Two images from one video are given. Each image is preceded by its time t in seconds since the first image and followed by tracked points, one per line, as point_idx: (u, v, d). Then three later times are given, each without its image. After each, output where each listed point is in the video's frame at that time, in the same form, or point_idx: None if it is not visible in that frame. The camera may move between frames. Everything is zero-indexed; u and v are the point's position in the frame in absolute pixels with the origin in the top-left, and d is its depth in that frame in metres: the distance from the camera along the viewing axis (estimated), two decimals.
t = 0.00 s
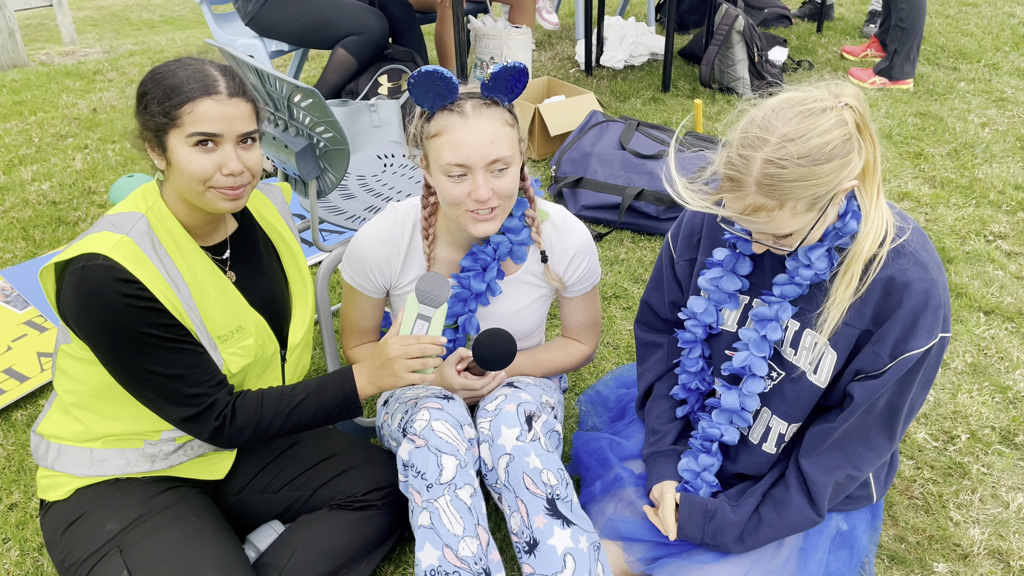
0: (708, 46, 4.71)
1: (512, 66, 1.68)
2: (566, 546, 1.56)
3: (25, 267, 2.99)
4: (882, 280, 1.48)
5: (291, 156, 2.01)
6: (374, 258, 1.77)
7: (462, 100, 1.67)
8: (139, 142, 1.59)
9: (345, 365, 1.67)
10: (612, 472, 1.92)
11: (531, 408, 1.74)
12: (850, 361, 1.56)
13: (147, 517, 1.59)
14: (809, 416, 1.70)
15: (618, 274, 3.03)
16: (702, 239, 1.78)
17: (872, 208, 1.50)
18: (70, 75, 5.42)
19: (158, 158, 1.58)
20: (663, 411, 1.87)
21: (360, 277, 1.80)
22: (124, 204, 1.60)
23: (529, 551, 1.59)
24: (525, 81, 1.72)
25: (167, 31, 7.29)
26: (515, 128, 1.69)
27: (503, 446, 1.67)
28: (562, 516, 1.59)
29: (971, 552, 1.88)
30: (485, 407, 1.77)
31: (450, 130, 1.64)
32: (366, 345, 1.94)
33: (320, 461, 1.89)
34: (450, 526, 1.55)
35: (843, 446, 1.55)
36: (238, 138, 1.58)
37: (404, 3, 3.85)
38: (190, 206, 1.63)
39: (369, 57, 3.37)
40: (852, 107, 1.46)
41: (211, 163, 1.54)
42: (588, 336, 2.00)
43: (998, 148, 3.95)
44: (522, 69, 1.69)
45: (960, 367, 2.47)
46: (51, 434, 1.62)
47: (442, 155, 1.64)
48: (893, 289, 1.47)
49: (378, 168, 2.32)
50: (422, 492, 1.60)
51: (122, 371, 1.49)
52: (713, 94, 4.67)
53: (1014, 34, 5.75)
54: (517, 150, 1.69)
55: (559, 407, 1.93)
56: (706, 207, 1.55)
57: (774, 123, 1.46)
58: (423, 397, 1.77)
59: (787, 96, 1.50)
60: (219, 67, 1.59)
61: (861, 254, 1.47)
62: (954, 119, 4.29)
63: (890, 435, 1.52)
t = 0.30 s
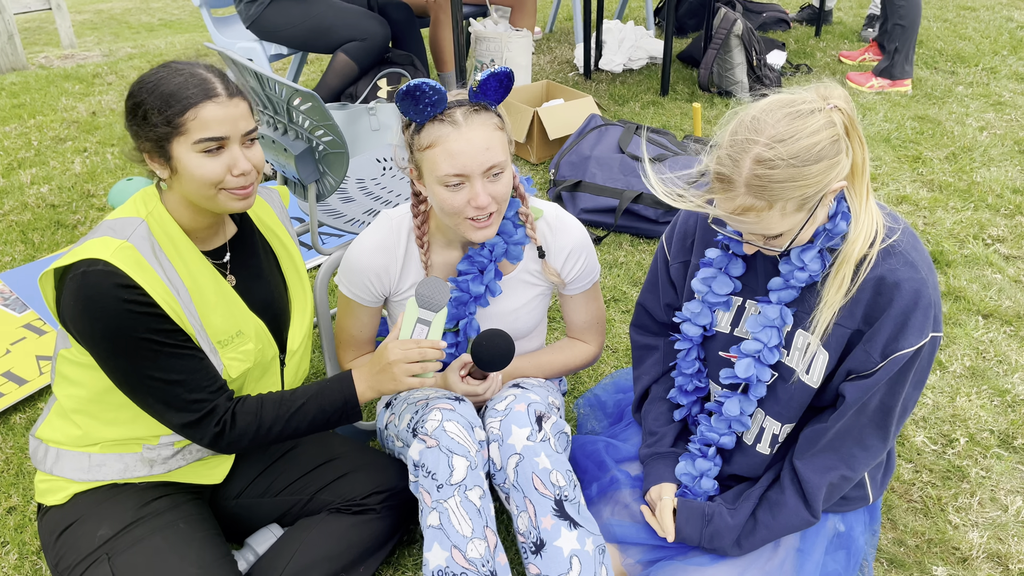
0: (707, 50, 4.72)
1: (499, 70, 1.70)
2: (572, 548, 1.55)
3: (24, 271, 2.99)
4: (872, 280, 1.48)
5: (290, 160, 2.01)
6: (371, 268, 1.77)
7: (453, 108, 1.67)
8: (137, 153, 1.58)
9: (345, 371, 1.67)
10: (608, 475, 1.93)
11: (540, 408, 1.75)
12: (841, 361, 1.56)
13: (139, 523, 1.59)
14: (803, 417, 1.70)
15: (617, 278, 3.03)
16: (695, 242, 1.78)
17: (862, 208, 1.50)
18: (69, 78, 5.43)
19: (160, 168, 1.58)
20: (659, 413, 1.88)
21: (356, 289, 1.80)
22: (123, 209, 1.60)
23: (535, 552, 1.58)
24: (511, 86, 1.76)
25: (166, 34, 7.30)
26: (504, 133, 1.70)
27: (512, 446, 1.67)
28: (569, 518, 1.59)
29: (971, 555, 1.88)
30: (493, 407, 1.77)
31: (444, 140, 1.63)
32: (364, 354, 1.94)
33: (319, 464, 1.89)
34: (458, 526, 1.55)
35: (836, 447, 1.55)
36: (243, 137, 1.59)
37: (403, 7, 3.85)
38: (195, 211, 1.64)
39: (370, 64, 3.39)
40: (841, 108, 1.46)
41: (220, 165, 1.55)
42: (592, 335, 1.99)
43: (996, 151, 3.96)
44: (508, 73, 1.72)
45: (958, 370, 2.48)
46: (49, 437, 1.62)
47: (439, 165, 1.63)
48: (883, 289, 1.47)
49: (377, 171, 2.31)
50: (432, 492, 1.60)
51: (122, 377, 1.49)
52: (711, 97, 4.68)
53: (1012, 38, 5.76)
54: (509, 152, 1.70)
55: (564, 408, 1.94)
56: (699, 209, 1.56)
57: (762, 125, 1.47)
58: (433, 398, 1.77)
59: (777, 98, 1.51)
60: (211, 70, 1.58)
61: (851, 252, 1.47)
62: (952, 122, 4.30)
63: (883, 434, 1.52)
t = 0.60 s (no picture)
0: (707, 55, 4.73)
1: (489, 82, 1.72)
2: (574, 552, 1.55)
3: (26, 275, 2.99)
4: (870, 282, 1.48)
5: (292, 164, 2.01)
6: (367, 280, 1.77)
7: (443, 121, 1.68)
8: (147, 167, 1.56)
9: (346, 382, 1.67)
10: (608, 479, 1.93)
11: (544, 411, 1.75)
12: (839, 363, 1.56)
13: (139, 526, 1.59)
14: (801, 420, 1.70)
15: (617, 282, 3.03)
16: (694, 245, 1.78)
17: (860, 211, 1.50)
18: (71, 84, 5.44)
19: (172, 183, 1.56)
20: (659, 417, 1.88)
21: (354, 302, 1.80)
22: (126, 217, 1.60)
23: (537, 555, 1.58)
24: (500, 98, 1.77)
25: (168, 39, 7.33)
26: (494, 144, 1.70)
27: (516, 449, 1.67)
28: (572, 521, 1.59)
29: (972, 560, 1.87)
30: (498, 409, 1.77)
31: (438, 154, 1.64)
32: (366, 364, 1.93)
33: (318, 469, 1.88)
34: (458, 531, 1.55)
35: (834, 449, 1.55)
36: (258, 151, 1.60)
37: (407, 11, 3.86)
38: (203, 220, 1.65)
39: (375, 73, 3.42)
40: (840, 112, 1.47)
41: (238, 180, 1.56)
42: (584, 339, 2.00)
43: (997, 155, 3.96)
44: (497, 85, 1.74)
45: (960, 375, 2.47)
46: (50, 442, 1.62)
47: (432, 180, 1.63)
48: (881, 291, 1.47)
49: (377, 175, 2.36)
50: (431, 496, 1.60)
51: (125, 386, 1.49)
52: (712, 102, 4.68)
53: (1013, 42, 5.77)
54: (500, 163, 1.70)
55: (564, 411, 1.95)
56: (692, 209, 1.57)
57: (762, 125, 1.47)
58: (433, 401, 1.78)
59: (777, 99, 1.51)
60: (220, 82, 1.57)
61: (850, 254, 1.47)
62: (952, 127, 4.30)
63: (880, 437, 1.51)
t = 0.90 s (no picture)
0: (708, 59, 4.74)
1: (487, 88, 1.73)
2: (574, 556, 1.55)
3: (28, 279, 3.00)
4: (876, 287, 1.48)
5: (293, 168, 2.01)
6: (363, 286, 1.78)
7: (443, 126, 1.67)
8: (155, 178, 1.57)
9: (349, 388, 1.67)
10: (610, 481, 1.93)
11: (542, 416, 1.75)
12: (844, 368, 1.56)
13: (149, 526, 1.59)
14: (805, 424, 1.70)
15: (619, 286, 3.04)
16: (699, 247, 1.78)
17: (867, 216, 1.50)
18: (74, 88, 5.46)
19: (179, 194, 1.57)
20: (662, 418, 1.88)
21: (353, 308, 1.81)
22: (132, 222, 1.61)
23: (537, 560, 1.58)
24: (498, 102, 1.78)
25: (170, 44, 7.36)
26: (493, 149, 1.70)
27: (514, 454, 1.67)
28: (571, 526, 1.59)
29: (974, 564, 1.87)
30: (495, 415, 1.78)
31: (439, 160, 1.63)
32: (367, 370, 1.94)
33: (320, 473, 1.88)
34: (455, 536, 1.55)
35: (839, 454, 1.55)
36: (265, 164, 1.60)
37: (411, 15, 3.87)
38: (210, 229, 1.65)
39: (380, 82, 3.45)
40: (852, 118, 1.47)
41: (246, 194, 1.57)
42: (590, 343, 2.00)
43: (998, 159, 3.97)
44: (495, 91, 1.75)
45: (962, 378, 2.47)
46: (54, 444, 1.62)
47: (434, 188, 1.63)
48: (887, 297, 1.47)
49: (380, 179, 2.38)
50: (428, 502, 1.60)
51: (130, 391, 1.49)
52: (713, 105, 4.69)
53: (1014, 46, 5.77)
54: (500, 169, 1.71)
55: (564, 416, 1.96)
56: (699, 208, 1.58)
57: (774, 128, 1.48)
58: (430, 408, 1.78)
59: (790, 102, 1.52)
60: (228, 94, 1.57)
61: (856, 260, 1.47)
62: (954, 131, 4.30)
63: (883, 442, 1.51)
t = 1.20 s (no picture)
0: (708, 63, 4.75)
1: (495, 94, 1.73)
2: (572, 560, 1.55)
3: (30, 284, 3.01)
4: (885, 296, 1.48)
5: (295, 172, 2.02)
6: (364, 286, 1.78)
7: (449, 131, 1.68)
8: (155, 180, 1.58)
9: (350, 391, 1.68)
10: (609, 484, 1.93)
11: (538, 420, 1.76)
12: (851, 376, 1.57)
13: (145, 534, 1.59)
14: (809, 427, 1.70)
15: (619, 289, 3.04)
16: (704, 250, 1.78)
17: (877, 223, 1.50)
18: (75, 93, 5.47)
19: (178, 198, 1.58)
20: (653, 409, 1.89)
21: (353, 307, 1.82)
22: (136, 224, 1.61)
23: (535, 564, 1.58)
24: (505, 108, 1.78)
25: (171, 49, 7.38)
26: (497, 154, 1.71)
27: (511, 459, 1.67)
28: (569, 530, 1.59)
29: (975, 566, 1.87)
30: (492, 420, 1.77)
31: (443, 164, 1.64)
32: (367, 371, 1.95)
33: (323, 476, 1.89)
34: (453, 541, 1.55)
35: (849, 461, 1.56)
36: (263, 169, 1.61)
37: (412, 20, 3.88)
38: (211, 233, 1.66)
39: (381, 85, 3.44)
40: (872, 130, 1.47)
41: (244, 200, 1.57)
42: (589, 350, 2.00)
43: (997, 162, 3.98)
44: (502, 96, 1.75)
45: (962, 381, 2.47)
46: (56, 448, 1.63)
47: (438, 191, 1.64)
48: (896, 306, 1.47)
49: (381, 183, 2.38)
50: (425, 507, 1.60)
51: (134, 394, 1.50)
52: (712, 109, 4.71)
53: (1012, 50, 5.79)
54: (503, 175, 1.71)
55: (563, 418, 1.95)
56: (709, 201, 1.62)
57: (799, 125, 1.49)
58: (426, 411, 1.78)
59: (817, 104, 1.53)
60: (225, 99, 1.58)
61: (865, 269, 1.47)
62: (953, 134, 4.32)
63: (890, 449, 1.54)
